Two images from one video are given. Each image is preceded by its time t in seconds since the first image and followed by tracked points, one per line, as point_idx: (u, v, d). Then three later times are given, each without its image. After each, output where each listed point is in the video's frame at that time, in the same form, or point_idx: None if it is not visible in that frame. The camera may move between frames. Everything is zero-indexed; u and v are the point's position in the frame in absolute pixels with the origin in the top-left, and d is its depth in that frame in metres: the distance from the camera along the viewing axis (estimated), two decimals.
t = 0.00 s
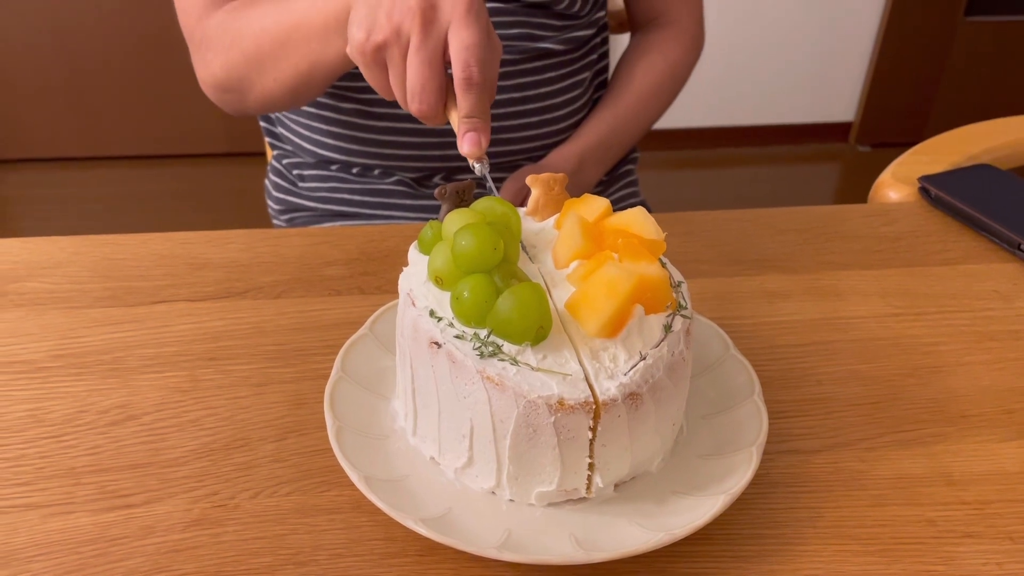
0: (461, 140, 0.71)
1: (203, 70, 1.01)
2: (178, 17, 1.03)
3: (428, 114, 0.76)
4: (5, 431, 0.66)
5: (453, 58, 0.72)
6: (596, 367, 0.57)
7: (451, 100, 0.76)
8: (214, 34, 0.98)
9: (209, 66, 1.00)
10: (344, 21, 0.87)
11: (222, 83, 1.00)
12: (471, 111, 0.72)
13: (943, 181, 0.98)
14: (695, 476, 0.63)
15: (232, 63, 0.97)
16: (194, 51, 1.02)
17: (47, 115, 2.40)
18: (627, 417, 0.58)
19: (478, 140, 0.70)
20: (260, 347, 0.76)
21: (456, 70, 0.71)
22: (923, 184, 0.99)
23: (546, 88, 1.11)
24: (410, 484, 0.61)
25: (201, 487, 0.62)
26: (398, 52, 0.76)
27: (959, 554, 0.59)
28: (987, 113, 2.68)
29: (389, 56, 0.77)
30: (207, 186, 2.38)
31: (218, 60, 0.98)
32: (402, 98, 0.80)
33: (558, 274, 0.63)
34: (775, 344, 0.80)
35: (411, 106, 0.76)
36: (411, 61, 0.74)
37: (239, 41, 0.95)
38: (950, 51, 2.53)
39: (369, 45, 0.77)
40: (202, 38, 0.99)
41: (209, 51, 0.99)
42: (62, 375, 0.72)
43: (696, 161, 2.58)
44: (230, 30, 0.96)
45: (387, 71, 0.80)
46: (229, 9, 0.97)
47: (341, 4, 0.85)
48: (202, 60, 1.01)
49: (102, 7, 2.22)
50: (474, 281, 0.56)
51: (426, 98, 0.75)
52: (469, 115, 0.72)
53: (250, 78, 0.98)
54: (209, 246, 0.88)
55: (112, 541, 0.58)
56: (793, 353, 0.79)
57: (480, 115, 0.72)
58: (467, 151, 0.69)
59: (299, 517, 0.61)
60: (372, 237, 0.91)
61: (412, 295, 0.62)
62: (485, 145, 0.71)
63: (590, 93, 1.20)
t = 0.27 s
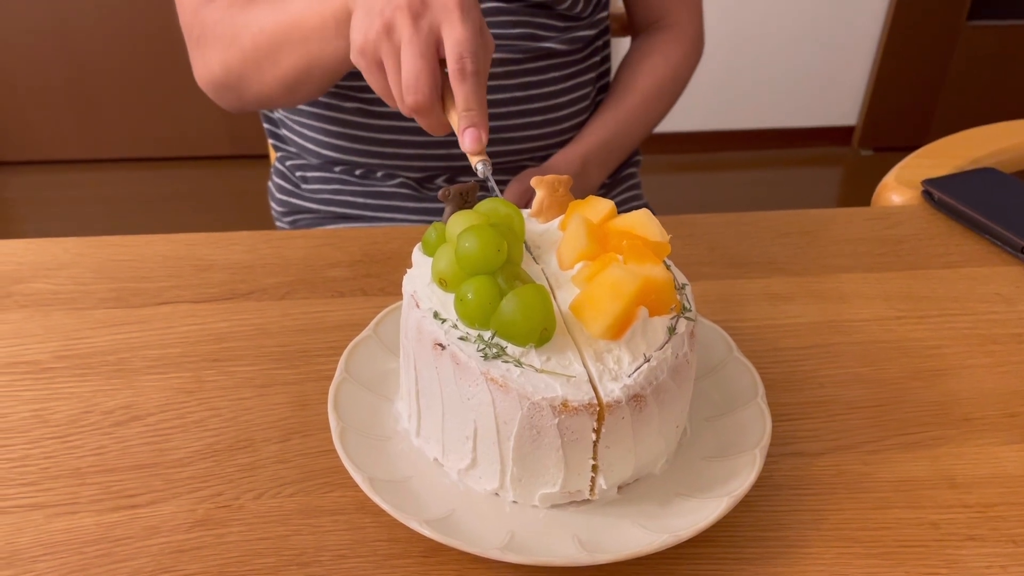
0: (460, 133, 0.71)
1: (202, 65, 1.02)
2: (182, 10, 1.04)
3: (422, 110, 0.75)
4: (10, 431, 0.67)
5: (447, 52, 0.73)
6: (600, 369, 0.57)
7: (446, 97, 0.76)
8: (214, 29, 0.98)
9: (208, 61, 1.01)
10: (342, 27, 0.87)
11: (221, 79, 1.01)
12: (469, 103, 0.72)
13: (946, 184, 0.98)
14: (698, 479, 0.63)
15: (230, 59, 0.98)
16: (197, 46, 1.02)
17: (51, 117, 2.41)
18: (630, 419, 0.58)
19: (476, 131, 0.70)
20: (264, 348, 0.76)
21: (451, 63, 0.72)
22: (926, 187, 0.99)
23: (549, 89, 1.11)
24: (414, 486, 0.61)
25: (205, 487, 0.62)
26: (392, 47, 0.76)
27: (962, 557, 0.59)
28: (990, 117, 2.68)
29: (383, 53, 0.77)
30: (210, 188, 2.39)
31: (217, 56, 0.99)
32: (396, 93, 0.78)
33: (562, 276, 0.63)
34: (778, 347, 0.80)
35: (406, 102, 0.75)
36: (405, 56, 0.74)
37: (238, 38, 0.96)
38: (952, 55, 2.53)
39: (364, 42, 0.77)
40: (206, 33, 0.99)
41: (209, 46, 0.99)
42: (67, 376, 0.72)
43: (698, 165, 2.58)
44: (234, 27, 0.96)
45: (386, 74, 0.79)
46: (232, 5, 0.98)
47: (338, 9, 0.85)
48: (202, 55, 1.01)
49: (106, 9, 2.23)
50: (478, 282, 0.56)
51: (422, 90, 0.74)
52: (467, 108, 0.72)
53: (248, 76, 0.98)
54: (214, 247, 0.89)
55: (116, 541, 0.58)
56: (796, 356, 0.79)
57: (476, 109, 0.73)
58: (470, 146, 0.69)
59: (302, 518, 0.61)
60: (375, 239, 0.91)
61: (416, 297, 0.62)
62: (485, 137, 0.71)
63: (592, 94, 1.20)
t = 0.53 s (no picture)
0: (462, 137, 0.71)
1: (208, 68, 1.01)
2: (189, 13, 1.03)
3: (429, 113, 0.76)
4: (12, 432, 0.67)
5: (454, 57, 0.73)
6: (601, 371, 0.57)
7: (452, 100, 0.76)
8: (221, 33, 0.97)
9: (214, 65, 1.00)
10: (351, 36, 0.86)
11: (227, 83, 1.00)
12: (473, 108, 0.72)
13: (948, 188, 0.98)
14: (699, 481, 0.63)
15: (236, 64, 0.97)
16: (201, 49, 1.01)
17: (54, 118, 2.41)
18: (631, 421, 0.58)
19: (479, 135, 0.71)
20: (266, 349, 0.77)
21: (457, 68, 0.72)
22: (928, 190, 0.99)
23: (552, 90, 1.11)
24: (415, 487, 0.61)
25: (206, 488, 0.63)
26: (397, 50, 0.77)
27: (963, 560, 0.59)
28: (991, 120, 2.68)
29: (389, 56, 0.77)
30: (212, 190, 2.39)
31: (224, 60, 0.98)
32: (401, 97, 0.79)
33: (563, 278, 0.63)
34: (779, 350, 0.80)
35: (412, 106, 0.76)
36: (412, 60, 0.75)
37: (244, 43, 0.95)
38: (954, 58, 2.53)
39: (370, 45, 0.78)
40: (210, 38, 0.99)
41: (215, 50, 0.99)
42: (68, 377, 0.72)
43: (700, 168, 2.58)
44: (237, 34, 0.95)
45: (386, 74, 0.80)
46: (238, 9, 0.97)
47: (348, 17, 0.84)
48: (208, 58, 1.01)
49: (110, 11, 2.23)
50: (478, 284, 0.56)
51: (427, 94, 0.75)
52: (471, 111, 0.73)
53: (255, 80, 0.98)
54: (216, 248, 0.89)
55: (116, 542, 0.58)
56: (798, 359, 0.79)
57: (481, 113, 0.73)
58: (471, 147, 0.71)
59: (303, 520, 0.61)
60: (377, 241, 0.91)
61: (417, 298, 0.62)
62: (486, 141, 0.71)
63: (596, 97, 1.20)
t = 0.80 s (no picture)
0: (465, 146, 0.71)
1: (204, 74, 1.00)
2: (184, 20, 1.01)
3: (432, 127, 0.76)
4: (10, 433, 0.67)
5: (460, 69, 0.74)
6: (600, 373, 0.57)
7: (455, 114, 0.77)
8: (217, 40, 0.96)
9: (210, 72, 0.98)
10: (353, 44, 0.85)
11: (224, 89, 0.99)
12: (478, 118, 0.72)
13: (949, 191, 0.98)
14: (698, 484, 0.62)
15: (233, 70, 0.95)
16: (197, 54, 1.00)
17: (55, 120, 2.42)
18: (630, 423, 0.58)
19: (482, 145, 0.71)
20: (266, 351, 0.77)
21: (463, 79, 0.73)
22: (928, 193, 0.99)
23: (553, 94, 1.11)
24: (414, 489, 0.61)
25: (205, 490, 0.62)
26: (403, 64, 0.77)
27: (963, 563, 0.59)
28: (993, 123, 2.68)
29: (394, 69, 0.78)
30: (213, 192, 2.39)
31: (220, 67, 0.96)
32: (405, 112, 0.79)
33: (562, 280, 0.63)
34: (780, 352, 0.80)
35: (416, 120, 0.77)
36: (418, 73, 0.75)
37: (242, 50, 0.93)
38: (955, 61, 2.53)
39: (375, 57, 0.78)
40: (206, 43, 0.97)
41: (212, 56, 0.97)
42: (68, 378, 0.72)
43: (701, 170, 2.58)
44: (233, 39, 0.94)
45: (390, 85, 0.80)
46: (236, 16, 0.95)
47: (351, 26, 0.83)
48: (203, 64, 0.99)
49: (111, 13, 2.24)
50: (478, 285, 0.56)
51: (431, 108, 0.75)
52: (476, 122, 0.72)
53: (252, 87, 0.96)
54: (215, 250, 0.89)
55: (115, 544, 0.58)
56: (798, 361, 0.79)
57: (485, 125, 0.73)
58: (474, 156, 0.70)
59: (302, 522, 0.61)
60: (377, 242, 0.91)
61: (417, 300, 0.62)
62: (489, 150, 0.71)
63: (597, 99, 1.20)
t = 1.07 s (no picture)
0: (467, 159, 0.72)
1: (205, 82, 0.99)
2: (184, 27, 1.01)
3: (435, 142, 0.77)
4: (10, 433, 0.67)
5: (462, 84, 0.74)
6: (600, 374, 0.57)
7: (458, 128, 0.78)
8: (219, 49, 0.95)
9: (211, 80, 0.98)
10: (354, 58, 0.84)
11: (226, 97, 0.98)
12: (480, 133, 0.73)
13: (948, 193, 0.98)
14: (698, 486, 0.62)
15: (234, 80, 0.95)
16: (198, 62, 1.00)
17: (56, 121, 2.42)
18: (630, 425, 0.58)
19: (485, 157, 0.71)
20: (265, 352, 0.77)
21: (465, 94, 0.73)
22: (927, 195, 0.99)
23: (554, 96, 1.11)
24: (414, 491, 0.61)
25: (205, 491, 0.62)
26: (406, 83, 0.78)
27: (962, 566, 0.59)
28: (993, 125, 2.68)
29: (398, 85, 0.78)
30: (214, 193, 2.39)
31: (222, 76, 0.96)
32: (408, 128, 0.80)
33: (562, 281, 0.63)
34: (779, 354, 0.80)
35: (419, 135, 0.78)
36: (421, 89, 0.76)
37: (243, 61, 0.93)
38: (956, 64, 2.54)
39: (378, 73, 0.78)
40: (207, 51, 0.97)
41: (213, 65, 0.96)
42: (68, 378, 0.72)
43: (701, 172, 2.58)
44: (235, 49, 0.94)
45: (394, 102, 0.81)
46: (237, 25, 0.95)
47: (352, 41, 0.83)
48: (204, 71, 0.99)
49: (112, 15, 2.24)
50: (478, 287, 0.56)
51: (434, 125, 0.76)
52: (477, 137, 0.73)
53: (254, 96, 0.96)
54: (215, 251, 0.89)
55: (115, 544, 0.58)
56: (797, 363, 0.79)
57: (486, 138, 0.74)
58: (475, 169, 0.70)
59: (302, 523, 0.61)
60: (377, 244, 0.92)
61: (417, 301, 0.62)
62: (491, 163, 0.71)
63: (598, 101, 1.20)
